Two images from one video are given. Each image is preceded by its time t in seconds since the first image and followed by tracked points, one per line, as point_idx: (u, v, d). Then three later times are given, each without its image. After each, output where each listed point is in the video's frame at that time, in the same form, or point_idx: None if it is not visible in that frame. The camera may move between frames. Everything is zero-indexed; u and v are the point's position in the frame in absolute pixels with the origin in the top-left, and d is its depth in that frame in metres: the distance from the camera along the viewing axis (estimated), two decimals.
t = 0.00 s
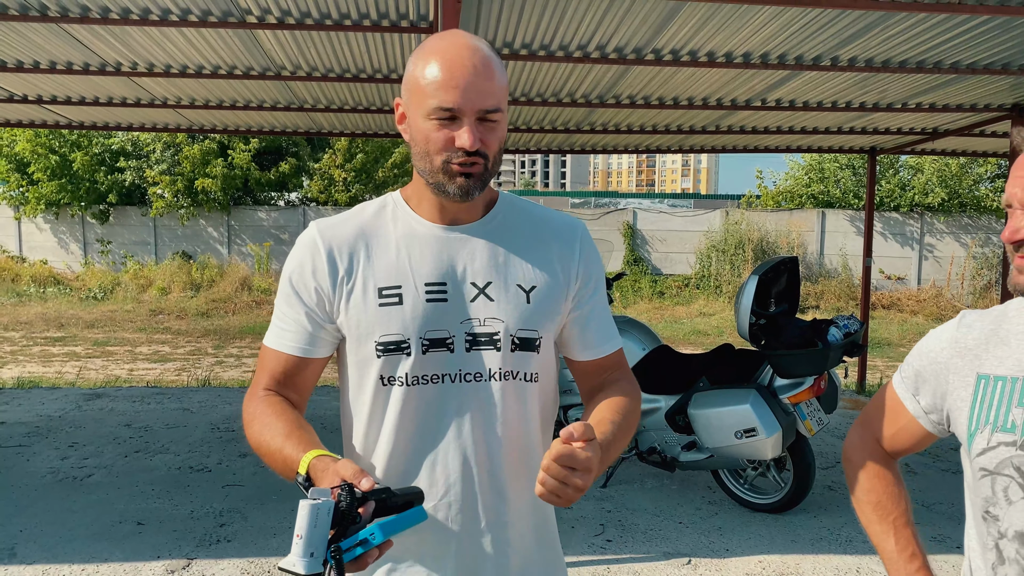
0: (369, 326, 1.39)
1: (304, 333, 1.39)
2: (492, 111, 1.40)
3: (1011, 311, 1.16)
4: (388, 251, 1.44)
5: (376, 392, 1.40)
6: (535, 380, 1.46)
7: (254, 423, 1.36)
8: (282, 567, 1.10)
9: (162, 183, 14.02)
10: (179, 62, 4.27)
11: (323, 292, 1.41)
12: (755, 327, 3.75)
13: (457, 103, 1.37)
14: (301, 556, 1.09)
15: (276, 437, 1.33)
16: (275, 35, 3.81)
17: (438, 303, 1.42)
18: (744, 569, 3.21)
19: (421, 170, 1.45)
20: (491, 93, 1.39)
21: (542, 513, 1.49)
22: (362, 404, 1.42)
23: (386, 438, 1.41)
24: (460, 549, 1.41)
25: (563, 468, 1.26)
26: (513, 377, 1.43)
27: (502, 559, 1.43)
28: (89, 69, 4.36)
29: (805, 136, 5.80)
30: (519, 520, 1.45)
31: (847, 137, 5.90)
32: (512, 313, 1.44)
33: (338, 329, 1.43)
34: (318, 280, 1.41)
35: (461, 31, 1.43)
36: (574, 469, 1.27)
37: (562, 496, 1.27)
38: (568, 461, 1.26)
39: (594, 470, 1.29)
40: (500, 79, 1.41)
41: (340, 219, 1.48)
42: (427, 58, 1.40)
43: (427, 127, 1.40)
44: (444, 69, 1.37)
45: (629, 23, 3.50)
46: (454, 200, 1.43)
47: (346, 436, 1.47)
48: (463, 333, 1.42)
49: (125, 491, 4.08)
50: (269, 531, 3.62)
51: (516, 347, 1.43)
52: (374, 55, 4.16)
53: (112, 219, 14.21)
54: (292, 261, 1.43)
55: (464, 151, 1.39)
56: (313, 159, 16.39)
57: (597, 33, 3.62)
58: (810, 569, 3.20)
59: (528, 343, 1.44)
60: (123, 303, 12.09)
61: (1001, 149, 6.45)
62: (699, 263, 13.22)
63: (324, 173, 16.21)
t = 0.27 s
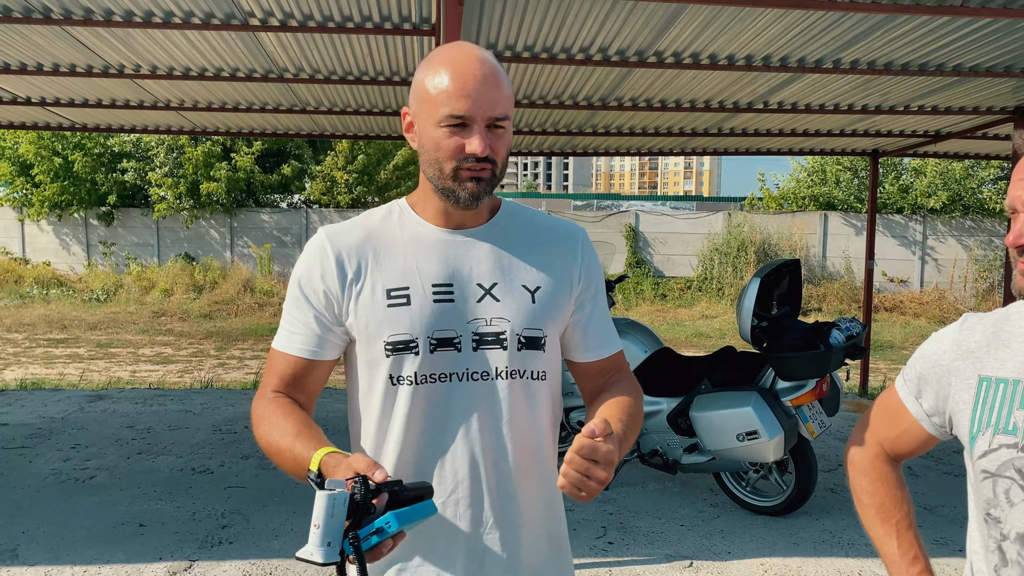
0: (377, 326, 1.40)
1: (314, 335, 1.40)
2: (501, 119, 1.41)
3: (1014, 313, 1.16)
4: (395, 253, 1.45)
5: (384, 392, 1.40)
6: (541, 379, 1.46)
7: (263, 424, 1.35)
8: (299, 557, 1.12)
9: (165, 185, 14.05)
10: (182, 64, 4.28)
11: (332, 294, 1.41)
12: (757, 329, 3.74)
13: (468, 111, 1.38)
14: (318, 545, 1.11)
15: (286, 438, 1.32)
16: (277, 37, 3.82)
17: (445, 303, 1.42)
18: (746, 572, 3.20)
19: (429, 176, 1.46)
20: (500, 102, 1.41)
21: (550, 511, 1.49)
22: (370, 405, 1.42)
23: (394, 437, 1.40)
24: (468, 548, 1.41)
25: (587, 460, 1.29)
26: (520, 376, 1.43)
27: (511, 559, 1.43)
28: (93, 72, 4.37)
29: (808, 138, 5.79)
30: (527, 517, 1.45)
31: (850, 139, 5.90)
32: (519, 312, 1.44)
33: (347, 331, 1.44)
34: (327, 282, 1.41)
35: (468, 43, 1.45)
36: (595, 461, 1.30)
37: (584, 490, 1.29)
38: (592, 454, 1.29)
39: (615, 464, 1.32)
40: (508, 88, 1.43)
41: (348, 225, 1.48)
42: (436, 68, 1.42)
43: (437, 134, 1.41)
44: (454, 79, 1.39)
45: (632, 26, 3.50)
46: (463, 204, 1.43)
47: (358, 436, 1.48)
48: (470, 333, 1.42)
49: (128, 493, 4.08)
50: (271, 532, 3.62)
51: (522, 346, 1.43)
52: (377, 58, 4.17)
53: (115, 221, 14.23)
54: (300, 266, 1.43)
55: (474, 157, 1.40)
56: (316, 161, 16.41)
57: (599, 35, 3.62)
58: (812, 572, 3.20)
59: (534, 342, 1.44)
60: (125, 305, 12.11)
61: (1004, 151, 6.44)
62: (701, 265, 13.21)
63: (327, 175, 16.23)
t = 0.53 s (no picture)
0: (382, 326, 1.39)
1: (319, 341, 1.40)
2: (502, 124, 1.43)
3: (1019, 316, 1.16)
4: (400, 257, 1.45)
5: (388, 391, 1.39)
6: (546, 377, 1.45)
7: (268, 432, 1.34)
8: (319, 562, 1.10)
9: (166, 188, 14.07)
10: (183, 66, 4.28)
11: (335, 298, 1.41)
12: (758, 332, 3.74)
13: (470, 115, 1.40)
14: (339, 548, 1.09)
15: (293, 444, 1.31)
16: (278, 39, 3.83)
17: (449, 303, 1.42)
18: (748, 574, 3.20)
19: (430, 181, 1.46)
20: (502, 108, 1.42)
21: (558, 510, 1.48)
22: (377, 408, 1.41)
23: (401, 436, 1.39)
24: (479, 553, 1.40)
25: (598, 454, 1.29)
26: (524, 375, 1.42)
27: (521, 561, 1.42)
28: (94, 74, 4.38)
29: (809, 141, 5.80)
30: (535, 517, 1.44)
31: (851, 142, 5.90)
32: (523, 312, 1.44)
33: (352, 336, 1.43)
34: (331, 287, 1.41)
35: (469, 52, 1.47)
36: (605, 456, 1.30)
37: (596, 485, 1.29)
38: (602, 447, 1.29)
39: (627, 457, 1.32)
40: (508, 95, 1.45)
41: (351, 232, 1.49)
42: (438, 76, 1.43)
43: (440, 139, 1.41)
44: (456, 85, 1.40)
45: (632, 28, 3.51)
46: (465, 207, 1.43)
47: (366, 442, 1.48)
48: (474, 332, 1.41)
49: (129, 494, 4.08)
50: (271, 535, 3.62)
51: (526, 344, 1.43)
52: (378, 60, 4.18)
53: (116, 223, 14.25)
54: (305, 273, 1.44)
55: (477, 160, 1.40)
56: (317, 164, 16.44)
57: (600, 38, 3.63)
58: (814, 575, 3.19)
59: (538, 341, 1.44)
60: (127, 306, 12.12)
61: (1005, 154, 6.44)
62: (702, 268, 13.21)
63: (328, 177, 16.25)
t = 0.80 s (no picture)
0: (385, 331, 1.39)
1: (319, 343, 1.39)
2: (515, 115, 1.43)
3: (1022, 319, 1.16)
4: (403, 259, 1.46)
5: (393, 398, 1.40)
6: (548, 388, 1.47)
7: (265, 439, 1.33)
8: None
9: (166, 189, 14.08)
10: (183, 68, 4.29)
11: (338, 300, 1.41)
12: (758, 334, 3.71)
13: (485, 103, 1.40)
14: (343, 567, 1.05)
15: (292, 453, 1.30)
16: (278, 41, 3.83)
17: (453, 309, 1.43)
18: None
19: (441, 173, 1.46)
20: (514, 98, 1.43)
21: (559, 518, 1.50)
22: (379, 414, 1.41)
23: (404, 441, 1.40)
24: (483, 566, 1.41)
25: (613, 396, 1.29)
26: (528, 385, 1.44)
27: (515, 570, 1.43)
28: (94, 76, 4.39)
29: (808, 143, 5.80)
30: (537, 527, 1.46)
31: (850, 144, 5.91)
32: (528, 320, 1.45)
33: (352, 339, 1.43)
34: (333, 289, 1.41)
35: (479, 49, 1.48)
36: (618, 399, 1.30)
37: (608, 429, 1.29)
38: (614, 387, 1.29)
39: (643, 400, 1.31)
40: (521, 87, 1.46)
41: (355, 232, 1.49)
42: (449, 68, 1.44)
43: (453, 128, 1.42)
44: (469, 74, 1.41)
45: (632, 30, 3.51)
46: (476, 200, 1.44)
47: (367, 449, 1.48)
48: (478, 340, 1.42)
49: (128, 496, 4.08)
50: (271, 536, 3.62)
51: (531, 353, 1.44)
52: (378, 62, 4.18)
53: (115, 224, 14.26)
54: (306, 272, 1.43)
55: (491, 148, 1.41)
56: (316, 165, 16.44)
57: (599, 40, 3.64)
58: None
59: (543, 350, 1.45)
60: (126, 308, 12.12)
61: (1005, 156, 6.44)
62: (702, 269, 13.22)
63: (327, 179, 16.25)
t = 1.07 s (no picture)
0: (390, 338, 1.40)
1: (313, 345, 1.37)
2: (524, 132, 1.41)
3: None
4: (408, 262, 1.46)
5: (398, 408, 1.40)
6: (554, 397, 1.50)
7: (251, 441, 1.31)
8: None
9: (165, 190, 14.07)
10: (182, 70, 4.29)
11: (337, 302, 1.40)
12: (756, 336, 3.71)
13: (492, 124, 1.38)
14: None
15: (279, 460, 1.27)
16: (277, 43, 3.83)
17: (460, 317, 1.43)
18: None
19: (446, 186, 1.45)
20: (524, 114, 1.40)
21: (558, 521, 1.55)
22: (381, 419, 1.42)
23: (408, 448, 1.40)
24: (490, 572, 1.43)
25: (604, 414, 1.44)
26: (535, 396, 1.46)
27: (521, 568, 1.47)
28: (93, 78, 4.38)
29: (807, 145, 5.81)
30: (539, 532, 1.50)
31: (849, 146, 5.91)
32: (535, 328, 1.47)
33: (348, 340, 1.43)
34: (333, 290, 1.40)
35: (489, 49, 1.43)
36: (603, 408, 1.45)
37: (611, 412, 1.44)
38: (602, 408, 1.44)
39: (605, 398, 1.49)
40: (531, 99, 1.42)
41: (355, 231, 1.48)
42: (457, 77, 1.40)
43: (458, 146, 1.40)
44: (478, 86, 1.38)
45: (631, 33, 3.51)
46: (481, 218, 1.44)
47: (357, 455, 1.47)
48: (485, 348, 1.44)
49: (127, 498, 4.08)
50: (269, 539, 3.62)
51: (539, 362, 1.46)
52: (377, 64, 4.18)
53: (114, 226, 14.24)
54: (303, 271, 1.42)
55: (497, 171, 1.39)
56: (314, 167, 16.43)
57: (597, 43, 3.65)
58: None
59: (550, 359, 1.48)
60: (125, 309, 12.10)
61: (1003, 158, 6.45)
62: (701, 271, 13.22)
63: (326, 180, 16.24)
